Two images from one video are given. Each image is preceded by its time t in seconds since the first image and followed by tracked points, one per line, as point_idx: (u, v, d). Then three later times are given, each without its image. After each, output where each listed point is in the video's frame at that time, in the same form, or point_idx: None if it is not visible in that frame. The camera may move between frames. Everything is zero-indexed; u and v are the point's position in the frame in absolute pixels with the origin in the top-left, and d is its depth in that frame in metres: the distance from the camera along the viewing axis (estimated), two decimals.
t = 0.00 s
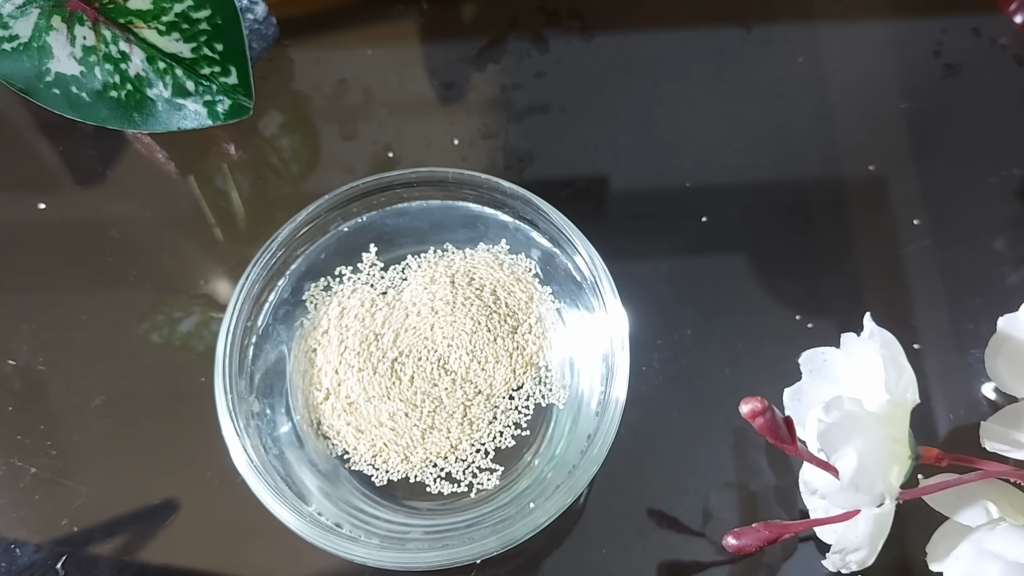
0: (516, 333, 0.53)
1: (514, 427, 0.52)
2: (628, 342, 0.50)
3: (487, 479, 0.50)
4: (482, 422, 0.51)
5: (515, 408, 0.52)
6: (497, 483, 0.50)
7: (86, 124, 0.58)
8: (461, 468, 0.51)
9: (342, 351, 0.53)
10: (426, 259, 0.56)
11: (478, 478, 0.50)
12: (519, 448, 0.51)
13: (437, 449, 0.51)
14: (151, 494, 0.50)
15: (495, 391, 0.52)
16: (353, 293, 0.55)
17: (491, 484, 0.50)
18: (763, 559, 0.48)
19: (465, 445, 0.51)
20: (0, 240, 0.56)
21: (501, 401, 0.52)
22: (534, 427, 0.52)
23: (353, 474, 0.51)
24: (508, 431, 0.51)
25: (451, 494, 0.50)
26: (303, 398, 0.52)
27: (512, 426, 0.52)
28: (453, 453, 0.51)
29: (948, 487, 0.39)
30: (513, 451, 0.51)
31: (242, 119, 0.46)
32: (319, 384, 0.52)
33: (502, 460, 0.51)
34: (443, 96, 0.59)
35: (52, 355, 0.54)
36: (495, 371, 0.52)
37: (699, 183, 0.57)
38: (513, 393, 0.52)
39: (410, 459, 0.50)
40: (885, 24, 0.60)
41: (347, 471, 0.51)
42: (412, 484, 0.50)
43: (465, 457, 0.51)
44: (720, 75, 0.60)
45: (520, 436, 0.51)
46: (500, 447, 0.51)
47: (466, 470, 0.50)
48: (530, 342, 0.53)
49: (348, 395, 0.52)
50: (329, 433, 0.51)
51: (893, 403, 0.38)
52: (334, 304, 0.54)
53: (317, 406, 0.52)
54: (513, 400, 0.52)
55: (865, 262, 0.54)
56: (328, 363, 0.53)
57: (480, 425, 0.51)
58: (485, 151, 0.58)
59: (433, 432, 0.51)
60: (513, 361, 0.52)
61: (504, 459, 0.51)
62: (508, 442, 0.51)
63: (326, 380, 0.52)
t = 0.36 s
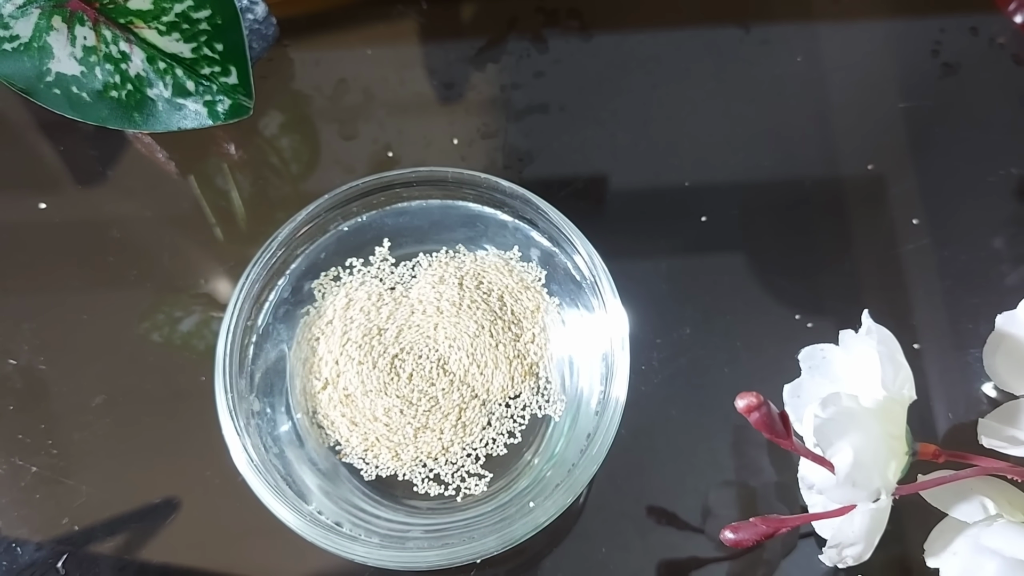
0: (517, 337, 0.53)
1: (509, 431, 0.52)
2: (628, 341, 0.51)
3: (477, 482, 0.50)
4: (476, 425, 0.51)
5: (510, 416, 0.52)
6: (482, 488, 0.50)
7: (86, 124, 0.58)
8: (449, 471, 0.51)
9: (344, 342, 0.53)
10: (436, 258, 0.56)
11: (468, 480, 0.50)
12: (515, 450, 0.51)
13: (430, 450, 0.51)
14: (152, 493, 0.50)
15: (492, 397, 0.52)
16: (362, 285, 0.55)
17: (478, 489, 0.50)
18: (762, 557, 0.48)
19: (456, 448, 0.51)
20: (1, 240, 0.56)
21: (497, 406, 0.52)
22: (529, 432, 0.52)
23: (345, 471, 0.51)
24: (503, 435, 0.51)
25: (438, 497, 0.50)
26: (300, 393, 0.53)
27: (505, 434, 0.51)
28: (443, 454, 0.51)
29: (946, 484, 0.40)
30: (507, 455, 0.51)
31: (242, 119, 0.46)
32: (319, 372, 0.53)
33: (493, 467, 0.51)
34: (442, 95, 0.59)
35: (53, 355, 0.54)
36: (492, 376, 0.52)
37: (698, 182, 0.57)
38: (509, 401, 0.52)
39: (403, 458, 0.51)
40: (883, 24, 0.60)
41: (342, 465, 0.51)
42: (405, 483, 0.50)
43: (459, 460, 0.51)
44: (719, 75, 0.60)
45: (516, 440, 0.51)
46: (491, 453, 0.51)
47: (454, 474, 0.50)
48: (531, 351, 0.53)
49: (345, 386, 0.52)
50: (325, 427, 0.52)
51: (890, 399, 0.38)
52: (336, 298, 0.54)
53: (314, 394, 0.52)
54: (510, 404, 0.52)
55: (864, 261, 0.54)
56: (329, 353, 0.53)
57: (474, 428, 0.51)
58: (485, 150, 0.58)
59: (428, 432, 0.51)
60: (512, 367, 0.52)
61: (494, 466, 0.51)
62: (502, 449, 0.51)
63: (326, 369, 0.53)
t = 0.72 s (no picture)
0: (519, 345, 0.53)
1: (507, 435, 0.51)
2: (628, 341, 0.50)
3: (465, 486, 0.50)
4: (471, 431, 0.51)
5: (505, 425, 0.52)
6: (469, 492, 0.50)
7: (86, 124, 0.58)
8: (439, 475, 0.50)
9: (347, 334, 0.53)
10: (447, 258, 0.56)
11: (456, 484, 0.50)
12: (511, 453, 0.51)
13: (422, 453, 0.51)
14: (152, 493, 0.50)
15: (488, 404, 0.52)
16: (372, 278, 0.55)
17: (466, 494, 0.50)
18: (762, 558, 0.48)
19: (446, 450, 0.51)
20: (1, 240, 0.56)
21: (495, 412, 0.52)
22: (527, 437, 0.51)
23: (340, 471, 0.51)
24: (499, 440, 0.51)
25: (426, 500, 0.50)
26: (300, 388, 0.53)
27: (498, 442, 0.51)
28: (434, 455, 0.51)
29: (947, 485, 0.39)
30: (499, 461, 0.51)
31: (243, 119, 0.46)
32: (319, 361, 0.53)
33: (485, 472, 0.51)
34: (443, 95, 0.59)
35: (53, 355, 0.54)
36: (491, 383, 0.52)
37: (698, 182, 0.57)
38: (506, 407, 0.52)
39: (394, 457, 0.51)
40: (884, 24, 0.60)
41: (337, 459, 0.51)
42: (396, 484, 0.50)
43: (452, 465, 0.51)
44: (720, 75, 0.60)
45: (512, 445, 0.51)
46: (482, 460, 0.51)
47: (442, 476, 0.50)
48: (532, 360, 0.53)
49: (344, 377, 0.52)
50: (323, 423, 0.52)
51: (892, 401, 0.38)
52: (339, 291, 0.55)
53: (313, 381, 0.53)
54: (510, 407, 0.52)
55: (864, 261, 0.54)
56: (332, 342, 0.53)
57: (469, 433, 0.51)
58: (485, 150, 0.58)
59: (423, 435, 0.51)
60: (512, 376, 0.52)
61: (483, 472, 0.51)
62: (494, 456, 0.51)
63: (326, 359, 0.53)
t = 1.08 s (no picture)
0: (518, 352, 0.53)
1: (503, 438, 0.52)
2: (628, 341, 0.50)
3: (454, 490, 0.50)
4: (465, 435, 0.52)
5: (498, 431, 0.52)
6: (457, 495, 0.50)
7: (86, 124, 0.58)
8: (429, 478, 0.51)
9: (351, 326, 0.54)
10: (455, 259, 0.56)
11: (445, 486, 0.50)
12: (506, 455, 0.51)
13: (415, 454, 0.51)
14: (152, 493, 0.50)
15: (484, 408, 0.52)
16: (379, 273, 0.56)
17: (455, 497, 0.50)
18: (761, 556, 0.48)
19: (437, 451, 0.51)
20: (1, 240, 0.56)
21: (490, 415, 0.52)
22: (522, 440, 0.52)
23: (335, 469, 0.51)
24: (493, 443, 0.52)
25: (415, 502, 0.50)
26: (299, 385, 0.53)
27: (490, 448, 0.51)
28: (424, 455, 0.51)
29: (944, 484, 0.39)
30: (489, 464, 0.51)
31: (243, 119, 0.46)
32: (320, 351, 0.54)
33: (476, 475, 0.51)
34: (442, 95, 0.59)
35: (53, 355, 0.54)
36: (489, 388, 0.52)
37: (698, 182, 0.57)
38: (501, 412, 0.52)
39: (387, 457, 0.51)
40: (883, 24, 0.60)
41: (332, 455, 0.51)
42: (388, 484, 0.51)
43: (444, 468, 0.51)
44: (719, 75, 0.60)
45: (507, 448, 0.52)
46: (472, 464, 0.51)
47: (432, 477, 0.51)
48: (532, 369, 0.53)
49: (344, 369, 0.53)
50: (320, 421, 0.52)
51: (890, 400, 0.38)
52: (343, 287, 0.55)
53: (312, 370, 0.53)
54: (507, 410, 0.52)
55: (863, 260, 0.54)
56: (334, 333, 0.54)
57: (463, 436, 0.51)
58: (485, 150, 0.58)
59: (419, 436, 0.51)
60: (510, 383, 0.52)
61: (471, 477, 0.51)
62: (485, 461, 0.51)
63: (328, 348, 0.54)
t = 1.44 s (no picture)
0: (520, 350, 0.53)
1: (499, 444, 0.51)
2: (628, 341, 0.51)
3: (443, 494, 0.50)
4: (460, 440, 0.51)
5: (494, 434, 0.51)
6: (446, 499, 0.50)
7: (86, 124, 0.58)
8: (419, 481, 0.50)
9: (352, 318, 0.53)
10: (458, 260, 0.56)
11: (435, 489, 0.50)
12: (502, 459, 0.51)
13: (407, 456, 0.50)
14: (152, 493, 0.50)
15: (483, 410, 0.51)
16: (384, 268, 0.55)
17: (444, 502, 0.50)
18: (761, 557, 0.48)
19: (426, 455, 0.50)
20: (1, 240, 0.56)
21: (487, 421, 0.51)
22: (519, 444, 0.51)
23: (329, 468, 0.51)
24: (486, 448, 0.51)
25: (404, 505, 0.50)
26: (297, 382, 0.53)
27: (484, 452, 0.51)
28: (413, 456, 0.50)
29: (945, 484, 0.39)
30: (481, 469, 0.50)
31: (241, 118, 0.47)
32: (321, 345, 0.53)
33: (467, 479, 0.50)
34: (442, 95, 0.59)
35: (53, 355, 0.54)
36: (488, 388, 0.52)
37: (698, 182, 0.57)
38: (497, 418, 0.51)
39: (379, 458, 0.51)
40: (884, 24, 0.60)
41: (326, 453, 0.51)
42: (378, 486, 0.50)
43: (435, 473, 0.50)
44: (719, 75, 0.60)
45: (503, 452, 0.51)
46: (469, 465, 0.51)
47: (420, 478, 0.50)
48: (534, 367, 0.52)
49: (343, 363, 0.52)
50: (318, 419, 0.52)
51: (890, 400, 0.38)
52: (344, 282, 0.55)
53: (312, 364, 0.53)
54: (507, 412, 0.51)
55: (864, 261, 0.54)
56: (336, 326, 0.53)
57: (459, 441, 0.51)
58: (485, 150, 0.58)
59: (414, 438, 0.51)
60: (508, 389, 0.52)
61: (458, 481, 0.50)
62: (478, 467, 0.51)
63: (328, 339, 0.53)
